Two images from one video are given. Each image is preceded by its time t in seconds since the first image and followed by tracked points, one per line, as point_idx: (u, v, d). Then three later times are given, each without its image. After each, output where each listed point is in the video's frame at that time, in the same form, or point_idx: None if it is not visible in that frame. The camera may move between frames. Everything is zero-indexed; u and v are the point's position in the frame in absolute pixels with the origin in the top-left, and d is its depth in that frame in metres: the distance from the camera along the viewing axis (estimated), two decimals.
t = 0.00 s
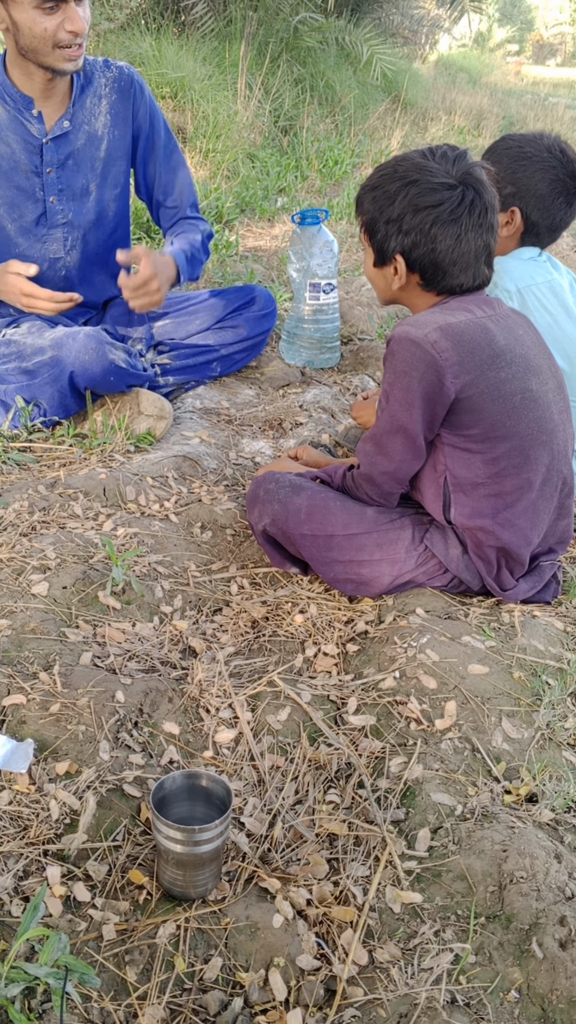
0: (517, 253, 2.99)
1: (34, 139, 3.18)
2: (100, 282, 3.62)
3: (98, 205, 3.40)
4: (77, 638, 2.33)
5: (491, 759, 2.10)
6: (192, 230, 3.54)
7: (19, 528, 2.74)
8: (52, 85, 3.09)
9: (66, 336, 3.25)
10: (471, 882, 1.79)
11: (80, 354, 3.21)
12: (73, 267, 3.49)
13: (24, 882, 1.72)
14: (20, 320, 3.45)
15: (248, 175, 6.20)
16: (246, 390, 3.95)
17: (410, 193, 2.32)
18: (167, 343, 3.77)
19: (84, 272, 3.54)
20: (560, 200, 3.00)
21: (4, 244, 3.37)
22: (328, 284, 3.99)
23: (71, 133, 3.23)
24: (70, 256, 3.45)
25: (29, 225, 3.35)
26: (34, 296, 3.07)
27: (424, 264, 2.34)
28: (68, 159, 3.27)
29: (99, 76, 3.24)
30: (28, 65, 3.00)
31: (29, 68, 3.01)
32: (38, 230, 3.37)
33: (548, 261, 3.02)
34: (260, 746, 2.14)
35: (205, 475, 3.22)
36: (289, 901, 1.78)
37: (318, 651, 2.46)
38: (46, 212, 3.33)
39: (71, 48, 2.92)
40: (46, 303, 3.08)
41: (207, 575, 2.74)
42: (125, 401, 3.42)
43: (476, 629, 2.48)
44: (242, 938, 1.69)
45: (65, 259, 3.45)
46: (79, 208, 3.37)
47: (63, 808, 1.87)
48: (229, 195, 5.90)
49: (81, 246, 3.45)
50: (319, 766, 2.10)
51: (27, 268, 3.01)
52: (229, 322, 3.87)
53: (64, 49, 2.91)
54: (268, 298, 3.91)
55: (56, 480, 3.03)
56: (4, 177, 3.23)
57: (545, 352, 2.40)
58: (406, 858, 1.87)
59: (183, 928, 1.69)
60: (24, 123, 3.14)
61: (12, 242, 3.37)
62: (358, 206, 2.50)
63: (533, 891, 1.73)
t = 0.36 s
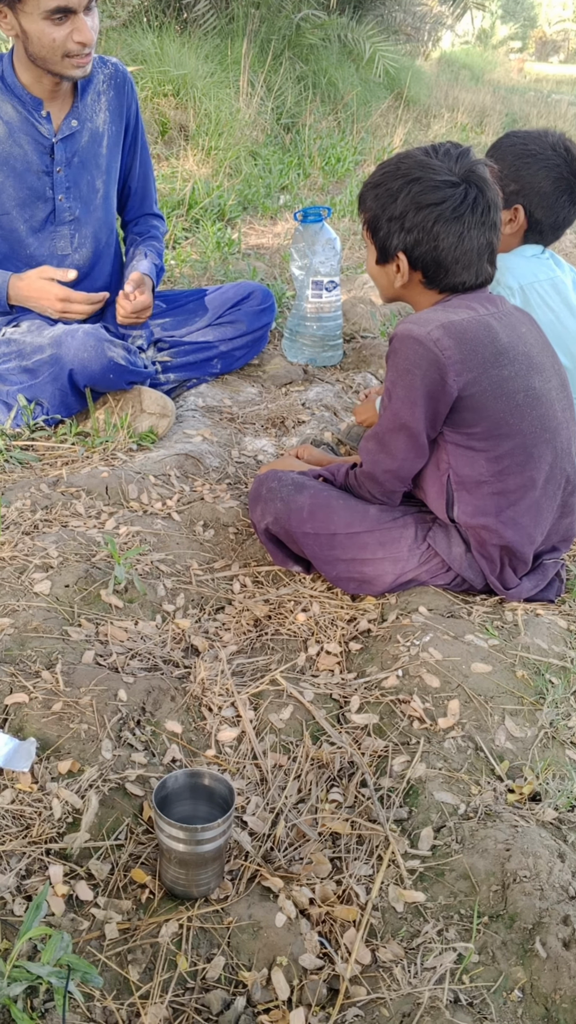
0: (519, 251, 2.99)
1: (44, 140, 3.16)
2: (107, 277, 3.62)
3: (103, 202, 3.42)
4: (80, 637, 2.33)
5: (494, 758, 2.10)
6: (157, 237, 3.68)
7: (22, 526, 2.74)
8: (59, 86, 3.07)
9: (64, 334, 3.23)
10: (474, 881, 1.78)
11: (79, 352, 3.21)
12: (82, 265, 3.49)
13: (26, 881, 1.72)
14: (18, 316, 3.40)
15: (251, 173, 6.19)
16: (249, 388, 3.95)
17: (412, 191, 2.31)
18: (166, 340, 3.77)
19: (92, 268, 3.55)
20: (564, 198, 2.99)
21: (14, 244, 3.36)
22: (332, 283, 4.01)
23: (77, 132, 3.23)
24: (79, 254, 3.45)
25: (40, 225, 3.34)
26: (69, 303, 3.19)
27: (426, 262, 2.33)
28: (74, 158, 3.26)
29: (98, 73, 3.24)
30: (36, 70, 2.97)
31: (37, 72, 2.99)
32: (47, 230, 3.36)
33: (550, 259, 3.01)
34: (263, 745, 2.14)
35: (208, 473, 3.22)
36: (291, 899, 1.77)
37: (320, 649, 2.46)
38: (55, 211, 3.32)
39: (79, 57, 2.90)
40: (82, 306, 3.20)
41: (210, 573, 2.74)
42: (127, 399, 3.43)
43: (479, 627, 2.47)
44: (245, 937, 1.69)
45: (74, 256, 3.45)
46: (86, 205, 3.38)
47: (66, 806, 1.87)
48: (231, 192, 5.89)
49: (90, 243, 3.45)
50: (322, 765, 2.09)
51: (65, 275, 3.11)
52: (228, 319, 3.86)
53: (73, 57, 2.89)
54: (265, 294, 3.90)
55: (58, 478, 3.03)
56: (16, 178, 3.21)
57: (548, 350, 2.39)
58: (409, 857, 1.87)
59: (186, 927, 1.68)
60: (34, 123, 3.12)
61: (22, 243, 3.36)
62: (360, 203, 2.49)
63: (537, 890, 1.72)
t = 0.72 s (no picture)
0: (523, 255, 3.00)
1: (44, 140, 3.17)
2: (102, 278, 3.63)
3: (98, 202, 3.44)
4: (83, 640, 2.33)
5: (497, 761, 2.09)
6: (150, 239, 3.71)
7: (25, 529, 2.74)
8: (59, 87, 3.09)
9: (64, 337, 3.25)
10: (477, 885, 1.78)
11: (80, 354, 3.23)
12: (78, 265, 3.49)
13: (28, 884, 1.72)
14: (19, 319, 3.40)
15: (254, 177, 6.21)
16: (251, 392, 3.95)
17: (415, 195, 2.32)
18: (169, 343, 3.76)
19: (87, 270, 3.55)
20: (568, 203, 2.99)
21: (14, 244, 3.33)
22: (335, 286, 3.99)
23: (76, 132, 3.24)
24: (76, 254, 3.45)
25: (40, 224, 3.33)
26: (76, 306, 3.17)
27: (429, 266, 2.34)
28: (72, 159, 3.28)
29: (94, 76, 3.27)
30: (36, 70, 2.98)
31: (38, 72, 3.00)
32: (46, 229, 3.35)
33: (553, 263, 3.02)
34: (265, 748, 2.14)
35: (210, 476, 3.22)
36: (294, 903, 1.77)
37: (323, 653, 2.46)
38: (54, 211, 3.32)
39: (79, 58, 2.91)
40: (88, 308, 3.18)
41: (212, 576, 2.74)
42: (130, 401, 3.42)
43: (482, 631, 2.47)
44: (247, 941, 1.69)
45: (71, 256, 3.44)
46: (83, 205, 3.39)
47: (68, 810, 1.87)
48: (234, 196, 5.90)
49: (86, 243, 3.46)
50: (324, 768, 2.09)
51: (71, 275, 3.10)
52: (230, 320, 3.86)
53: (72, 58, 2.90)
54: (267, 295, 3.92)
55: (61, 482, 3.04)
56: (17, 177, 3.21)
57: (552, 354, 2.39)
58: (412, 861, 1.87)
59: (188, 931, 1.68)
60: (34, 123, 3.13)
61: (22, 243, 3.34)
62: (363, 208, 2.50)
63: (539, 895, 1.72)
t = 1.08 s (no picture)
0: (522, 262, 3.01)
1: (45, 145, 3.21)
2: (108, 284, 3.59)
3: (96, 208, 3.43)
4: (85, 646, 2.34)
5: (497, 767, 2.10)
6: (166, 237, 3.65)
7: (28, 537, 2.76)
8: (58, 91, 3.11)
9: (68, 346, 3.27)
10: (477, 890, 1.78)
11: (83, 363, 3.25)
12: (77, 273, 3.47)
13: (31, 890, 1.73)
14: (24, 328, 3.45)
15: (255, 186, 6.24)
16: (253, 400, 3.97)
17: (414, 204, 2.34)
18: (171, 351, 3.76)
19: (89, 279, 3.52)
20: (566, 213, 3.01)
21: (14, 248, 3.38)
22: (335, 294, 4.05)
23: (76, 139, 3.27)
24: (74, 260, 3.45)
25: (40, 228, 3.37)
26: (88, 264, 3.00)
27: (428, 275, 2.35)
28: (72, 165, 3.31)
29: (94, 84, 3.26)
30: (31, 74, 3.02)
31: (34, 77, 3.03)
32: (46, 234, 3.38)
33: (552, 271, 3.04)
34: (266, 754, 2.15)
35: (212, 483, 3.23)
36: (295, 909, 1.78)
37: (324, 660, 2.47)
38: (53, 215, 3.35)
39: (69, 58, 2.94)
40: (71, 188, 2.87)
41: (213, 583, 2.75)
42: (132, 409, 3.43)
43: (483, 637, 2.48)
44: (248, 946, 1.69)
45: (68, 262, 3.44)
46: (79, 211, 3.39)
47: (70, 815, 1.88)
48: (236, 205, 5.94)
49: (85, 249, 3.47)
50: (325, 774, 2.10)
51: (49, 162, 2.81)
52: (231, 328, 3.89)
53: (62, 58, 2.93)
54: (268, 303, 3.95)
55: (63, 489, 3.06)
56: (18, 181, 3.26)
57: (550, 361, 2.41)
58: (412, 866, 1.87)
59: (190, 936, 1.69)
60: (36, 129, 3.17)
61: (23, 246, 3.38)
62: (362, 217, 2.52)
63: (539, 899, 1.73)
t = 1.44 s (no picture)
0: (527, 281, 3.04)
1: (56, 169, 3.26)
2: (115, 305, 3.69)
3: (106, 231, 3.51)
4: (91, 662, 2.35)
5: (502, 783, 2.10)
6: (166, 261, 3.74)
7: (35, 553, 2.78)
8: (71, 116, 3.17)
9: (74, 365, 3.30)
10: (483, 906, 1.78)
11: (89, 381, 3.27)
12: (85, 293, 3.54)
13: (36, 905, 1.73)
14: (29, 348, 3.47)
15: (261, 207, 6.31)
16: (258, 417, 4.00)
17: (417, 224, 2.37)
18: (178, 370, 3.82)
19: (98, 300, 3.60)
20: (569, 229, 3.04)
21: (24, 270, 3.41)
22: (340, 314, 4.03)
23: (86, 164, 3.32)
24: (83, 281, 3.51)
25: (50, 250, 3.41)
26: (80, 313, 3.13)
27: (432, 293, 2.38)
28: (82, 189, 3.35)
29: (105, 110, 3.34)
30: (47, 101, 3.06)
31: (50, 104, 3.08)
32: (55, 255, 3.43)
33: (556, 289, 3.06)
34: (272, 770, 2.15)
35: (218, 500, 3.25)
36: (300, 925, 1.78)
37: (329, 676, 2.47)
38: (64, 238, 3.39)
39: (87, 89, 2.98)
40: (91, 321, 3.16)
41: (219, 599, 2.76)
42: (139, 428, 3.48)
43: (488, 653, 2.49)
44: (254, 962, 1.69)
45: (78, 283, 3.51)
46: (91, 233, 3.46)
47: (76, 831, 1.89)
48: (242, 225, 6.00)
49: (93, 271, 3.54)
50: (330, 790, 2.10)
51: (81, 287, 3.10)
52: (237, 347, 3.92)
53: (81, 89, 2.97)
54: (273, 322, 3.95)
55: (71, 506, 3.08)
56: (29, 205, 3.30)
57: (554, 378, 2.43)
58: (418, 882, 1.87)
59: (195, 952, 1.69)
60: (47, 153, 3.22)
61: (32, 268, 3.41)
62: (367, 238, 2.55)
63: (545, 915, 1.72)
